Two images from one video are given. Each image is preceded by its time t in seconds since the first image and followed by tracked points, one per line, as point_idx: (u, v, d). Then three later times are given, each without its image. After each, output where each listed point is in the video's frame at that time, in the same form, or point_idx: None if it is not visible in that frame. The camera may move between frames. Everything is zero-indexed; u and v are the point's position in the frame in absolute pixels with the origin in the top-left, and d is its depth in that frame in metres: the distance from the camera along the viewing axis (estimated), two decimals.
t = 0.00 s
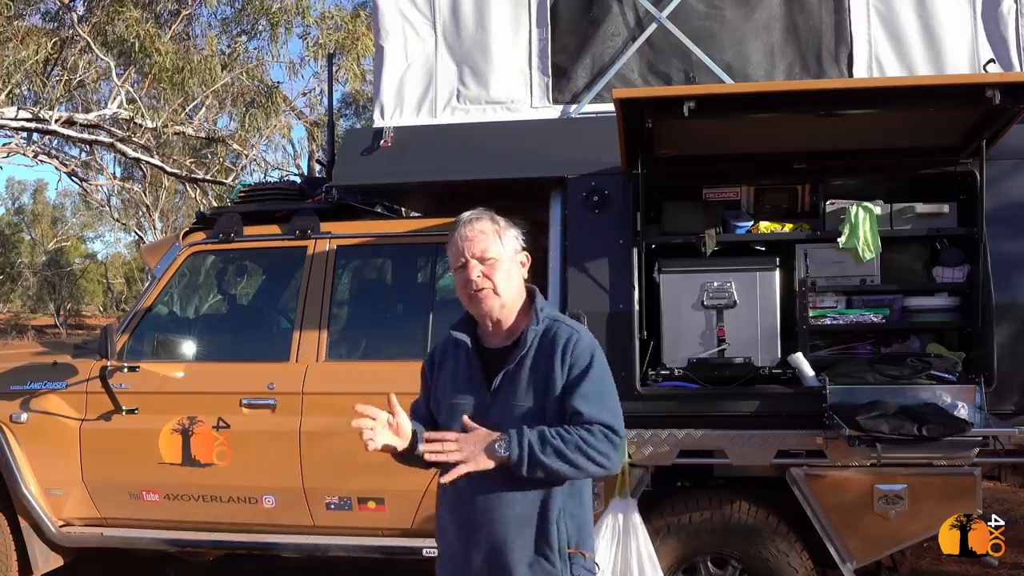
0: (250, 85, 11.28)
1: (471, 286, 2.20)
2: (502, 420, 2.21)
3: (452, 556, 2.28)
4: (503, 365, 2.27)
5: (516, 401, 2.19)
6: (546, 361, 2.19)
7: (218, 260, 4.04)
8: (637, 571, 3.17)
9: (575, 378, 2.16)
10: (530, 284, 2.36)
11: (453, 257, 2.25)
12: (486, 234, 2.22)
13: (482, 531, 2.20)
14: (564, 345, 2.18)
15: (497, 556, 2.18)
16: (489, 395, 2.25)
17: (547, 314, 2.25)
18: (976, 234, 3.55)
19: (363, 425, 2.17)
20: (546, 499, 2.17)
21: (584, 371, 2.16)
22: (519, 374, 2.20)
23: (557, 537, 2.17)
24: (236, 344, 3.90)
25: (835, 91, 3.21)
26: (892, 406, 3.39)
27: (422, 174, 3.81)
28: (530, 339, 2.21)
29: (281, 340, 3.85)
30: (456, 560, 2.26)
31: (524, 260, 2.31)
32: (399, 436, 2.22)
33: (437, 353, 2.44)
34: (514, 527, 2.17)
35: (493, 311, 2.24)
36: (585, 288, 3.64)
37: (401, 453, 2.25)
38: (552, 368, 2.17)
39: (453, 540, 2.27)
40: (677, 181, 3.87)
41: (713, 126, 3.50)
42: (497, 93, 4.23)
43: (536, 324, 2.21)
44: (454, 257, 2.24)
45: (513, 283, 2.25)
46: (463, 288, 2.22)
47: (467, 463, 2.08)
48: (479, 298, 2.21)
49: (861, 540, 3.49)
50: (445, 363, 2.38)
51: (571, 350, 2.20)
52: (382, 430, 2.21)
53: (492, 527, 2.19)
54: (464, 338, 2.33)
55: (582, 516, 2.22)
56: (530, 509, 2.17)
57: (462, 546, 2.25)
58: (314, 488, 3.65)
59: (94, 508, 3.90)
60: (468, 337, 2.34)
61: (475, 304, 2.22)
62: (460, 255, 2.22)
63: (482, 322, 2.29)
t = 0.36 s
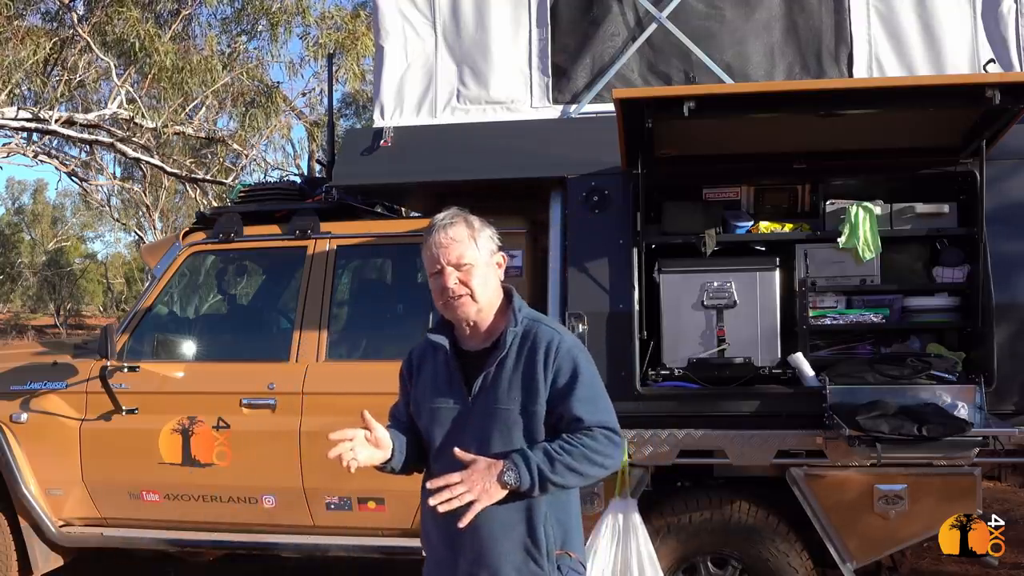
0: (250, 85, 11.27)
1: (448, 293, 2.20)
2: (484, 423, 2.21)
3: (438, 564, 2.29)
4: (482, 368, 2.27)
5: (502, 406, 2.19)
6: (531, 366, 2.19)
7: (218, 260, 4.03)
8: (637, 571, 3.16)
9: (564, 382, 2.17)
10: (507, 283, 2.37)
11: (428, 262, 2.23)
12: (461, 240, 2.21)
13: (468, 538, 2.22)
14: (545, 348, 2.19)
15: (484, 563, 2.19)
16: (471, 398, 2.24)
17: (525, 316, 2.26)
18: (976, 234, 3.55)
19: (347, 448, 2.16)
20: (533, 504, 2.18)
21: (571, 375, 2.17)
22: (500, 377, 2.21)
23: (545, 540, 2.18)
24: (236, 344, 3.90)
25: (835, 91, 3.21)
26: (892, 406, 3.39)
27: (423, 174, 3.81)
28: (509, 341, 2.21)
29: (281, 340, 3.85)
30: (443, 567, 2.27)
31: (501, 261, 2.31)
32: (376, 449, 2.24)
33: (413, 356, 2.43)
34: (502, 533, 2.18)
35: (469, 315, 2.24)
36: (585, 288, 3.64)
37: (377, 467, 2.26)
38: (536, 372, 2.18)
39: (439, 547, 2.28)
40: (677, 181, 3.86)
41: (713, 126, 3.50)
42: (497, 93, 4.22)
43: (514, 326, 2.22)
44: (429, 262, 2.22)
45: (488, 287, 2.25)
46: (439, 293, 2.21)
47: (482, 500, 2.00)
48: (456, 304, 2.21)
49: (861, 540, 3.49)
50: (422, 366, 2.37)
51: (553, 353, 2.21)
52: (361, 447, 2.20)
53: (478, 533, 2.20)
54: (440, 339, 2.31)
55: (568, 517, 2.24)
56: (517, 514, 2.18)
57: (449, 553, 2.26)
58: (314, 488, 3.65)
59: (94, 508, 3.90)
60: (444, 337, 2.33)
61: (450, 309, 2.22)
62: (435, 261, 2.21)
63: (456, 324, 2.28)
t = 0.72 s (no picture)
0: (250, 85, 11.27)
1: (443, 294, 2.20)
2: (477, 424, 2.22)
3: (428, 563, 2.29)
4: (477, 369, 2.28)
5: (496, 408, 2.19)
6: (525, 369, 2.19)
7: (219, 260, 4.03)
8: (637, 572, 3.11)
9: (556, 384, 2.17)
10: (502, 286, 2.37)
11: (423, 263, 2.24)
12: (456, 241, 2.21)
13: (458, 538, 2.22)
14: (539, 349, 2.19)
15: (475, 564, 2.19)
16: (464, 400, 2.24)
17: (519, 318, 2.26)
18: (976, 234, 3.56)
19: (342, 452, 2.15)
20: (524, 507, 2.17)
21: (564, 377, 2.17)
22: (493, 380, 2.21)
23: (537, 543, 2.19)
24: (236, 344, 3.89)
25: (835, 91, 3.22)
26: (891, 405, 3.40)
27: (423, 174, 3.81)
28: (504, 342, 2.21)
29: (281, 340, 3.84)
30: (434, 568, 2.28)
31: (495, 262, 2.32)
32: (367, 450, 2.23)
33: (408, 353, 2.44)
34: (495, 535, 2.18)
35: (464, 317, 2.24)
36: (585, 288, 3.65)
37: (368, 467, 2.26)
38: (529, 373, 2.18)
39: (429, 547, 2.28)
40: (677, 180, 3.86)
41: (713, 126, 3.50)
42: (497, 93, 4.20)
43: (508, 328, 2.22)
44: (424, 263, 2.23)
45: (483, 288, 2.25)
46: (435, 294, 2.22)
47: (470, 499, 1.99)
48: (451, 305, 2.21)
49: (861, 540, 3.49)
50: (416, 365, 2.37)
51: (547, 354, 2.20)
52: (353, 448, 2.20)
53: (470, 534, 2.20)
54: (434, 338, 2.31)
55: (560, 520, 2.24)
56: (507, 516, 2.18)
57: (440, 553, 2.26)
58: (315, 488, 3.65)
59: (94, 508, 3.90)
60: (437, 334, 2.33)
61: (446, 310, 2.22)
62: (430, 262, 2.22)
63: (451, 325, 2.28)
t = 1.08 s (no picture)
0: (250, 85, 11.27)
1: (470, 300, 2.18)
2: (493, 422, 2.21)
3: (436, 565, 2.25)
4: (484, 370, 2.25)
5: (510, 407, 2.19)
6: (537, 367, 2.22)
7: (219, 260, 4.02)
8: (637, 571, 3.12)
9: (568, 383, 2.22)
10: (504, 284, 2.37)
11: (445, 264, 2.20)
12: (485, 247, 2.18)
13: (474, 536, 2.20)
14: (551, 348, 2.22)
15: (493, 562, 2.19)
16: (472, 400, 2.22)
17: (525, 316, 2.28)
18: (976, 234, 3.56)
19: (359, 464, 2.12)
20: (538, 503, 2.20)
21: (575, 375, 2.22)
22: (505, 380, 2.21)
23: (551, 535, 2.22)
24: (236, 344, 3.89)
25: (835, 91, 3.23)
26: (891, 405, 3.40)
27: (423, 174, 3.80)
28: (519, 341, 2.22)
29: (281, 340, 3.84)
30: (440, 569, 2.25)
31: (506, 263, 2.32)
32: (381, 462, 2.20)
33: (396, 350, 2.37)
34: (509, 531, 2.19)
35: (484, 323, 2.24)
36: (585, 288, 3.66)
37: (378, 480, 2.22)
38: (543, 371, 2.21)
39: (439, 547, 2.25)
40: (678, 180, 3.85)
41: (713, 126, 3.50)
42: (497, 93, 4.18)
43: (519, 326, 2.23)
44: (449, 267, 2.18)
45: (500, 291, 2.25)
46: (456, 296, 2.19)
47: (503, 499, 1.95)
48: (476, 312, 2.20)
49: (861, 540, 3.49)
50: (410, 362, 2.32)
51: (557, 352, 2.25)
52: (366, 463, 2.17)
53: (489, 530, 2.19)
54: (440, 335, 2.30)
55: (568, 513, 2.28)
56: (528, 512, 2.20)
57: (446, 554, 2.24)
58: (314, 488, 3.66)
59: (94, 508, 3.89)
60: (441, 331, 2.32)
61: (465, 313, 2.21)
62: (456, 266, 2.18)
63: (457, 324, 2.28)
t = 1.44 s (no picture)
0: (250, 85, 11.25)
1: (548, 306, 2.16)
2: (545, 419, 2.19)
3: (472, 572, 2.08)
4: (524, 365, 2.19)
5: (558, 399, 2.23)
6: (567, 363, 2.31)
7: (219, 260, 4.01)
8: (638, 571, 3.04)
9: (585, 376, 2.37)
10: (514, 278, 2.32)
11: (532, 264, 2.11)
12: (569, 260, 2.20)
13: (518, 535, 2.12)
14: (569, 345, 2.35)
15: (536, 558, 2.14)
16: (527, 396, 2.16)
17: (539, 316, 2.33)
18: (976, 234, 3.56)
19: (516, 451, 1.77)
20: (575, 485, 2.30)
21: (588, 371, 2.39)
22: (551, 373, 2.23)
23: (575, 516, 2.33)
24: (235, 345, 3.89)
25: (834, 91, 3.23)
26: (891, 405, 3.42)
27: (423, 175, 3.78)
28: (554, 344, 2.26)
29: (281, 340, 3.84)
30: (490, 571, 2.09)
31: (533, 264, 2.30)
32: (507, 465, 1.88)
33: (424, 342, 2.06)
34: (559, 515, 2.21)
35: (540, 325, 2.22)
36: (585, 288, 3.67)
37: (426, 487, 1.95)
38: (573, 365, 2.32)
39: (481, 552, 2.08)
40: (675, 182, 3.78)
41: (713, 126, 3.51)
42: (498, 93, 4.17)
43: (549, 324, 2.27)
44: (534, 277, 2.12)
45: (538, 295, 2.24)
46: (532, 297, 2.13)
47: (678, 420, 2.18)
48: (547, 316, 2.18)
49: (861, 540, 3.49)
50: (449, 356, 2.07)
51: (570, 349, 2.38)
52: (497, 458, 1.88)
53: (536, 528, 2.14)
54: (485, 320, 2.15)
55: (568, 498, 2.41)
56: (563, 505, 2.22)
57: (499, 556, 2.09)
58: (314, 488, 3.67)
59: (93, 508, 3.89)
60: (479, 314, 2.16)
61: (528, 314, 2.15)
62: (546, 270, 2.13)
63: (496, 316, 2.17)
